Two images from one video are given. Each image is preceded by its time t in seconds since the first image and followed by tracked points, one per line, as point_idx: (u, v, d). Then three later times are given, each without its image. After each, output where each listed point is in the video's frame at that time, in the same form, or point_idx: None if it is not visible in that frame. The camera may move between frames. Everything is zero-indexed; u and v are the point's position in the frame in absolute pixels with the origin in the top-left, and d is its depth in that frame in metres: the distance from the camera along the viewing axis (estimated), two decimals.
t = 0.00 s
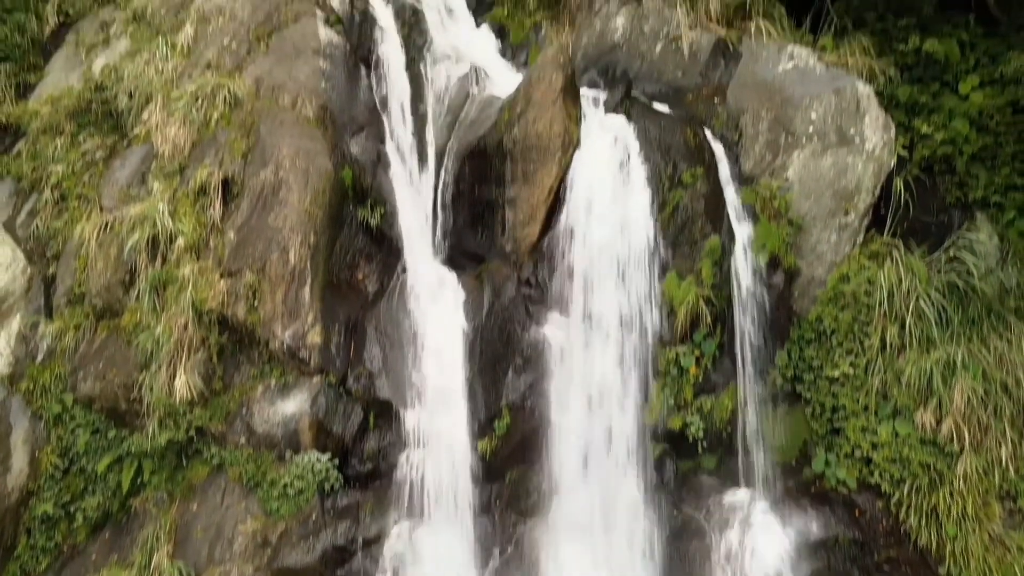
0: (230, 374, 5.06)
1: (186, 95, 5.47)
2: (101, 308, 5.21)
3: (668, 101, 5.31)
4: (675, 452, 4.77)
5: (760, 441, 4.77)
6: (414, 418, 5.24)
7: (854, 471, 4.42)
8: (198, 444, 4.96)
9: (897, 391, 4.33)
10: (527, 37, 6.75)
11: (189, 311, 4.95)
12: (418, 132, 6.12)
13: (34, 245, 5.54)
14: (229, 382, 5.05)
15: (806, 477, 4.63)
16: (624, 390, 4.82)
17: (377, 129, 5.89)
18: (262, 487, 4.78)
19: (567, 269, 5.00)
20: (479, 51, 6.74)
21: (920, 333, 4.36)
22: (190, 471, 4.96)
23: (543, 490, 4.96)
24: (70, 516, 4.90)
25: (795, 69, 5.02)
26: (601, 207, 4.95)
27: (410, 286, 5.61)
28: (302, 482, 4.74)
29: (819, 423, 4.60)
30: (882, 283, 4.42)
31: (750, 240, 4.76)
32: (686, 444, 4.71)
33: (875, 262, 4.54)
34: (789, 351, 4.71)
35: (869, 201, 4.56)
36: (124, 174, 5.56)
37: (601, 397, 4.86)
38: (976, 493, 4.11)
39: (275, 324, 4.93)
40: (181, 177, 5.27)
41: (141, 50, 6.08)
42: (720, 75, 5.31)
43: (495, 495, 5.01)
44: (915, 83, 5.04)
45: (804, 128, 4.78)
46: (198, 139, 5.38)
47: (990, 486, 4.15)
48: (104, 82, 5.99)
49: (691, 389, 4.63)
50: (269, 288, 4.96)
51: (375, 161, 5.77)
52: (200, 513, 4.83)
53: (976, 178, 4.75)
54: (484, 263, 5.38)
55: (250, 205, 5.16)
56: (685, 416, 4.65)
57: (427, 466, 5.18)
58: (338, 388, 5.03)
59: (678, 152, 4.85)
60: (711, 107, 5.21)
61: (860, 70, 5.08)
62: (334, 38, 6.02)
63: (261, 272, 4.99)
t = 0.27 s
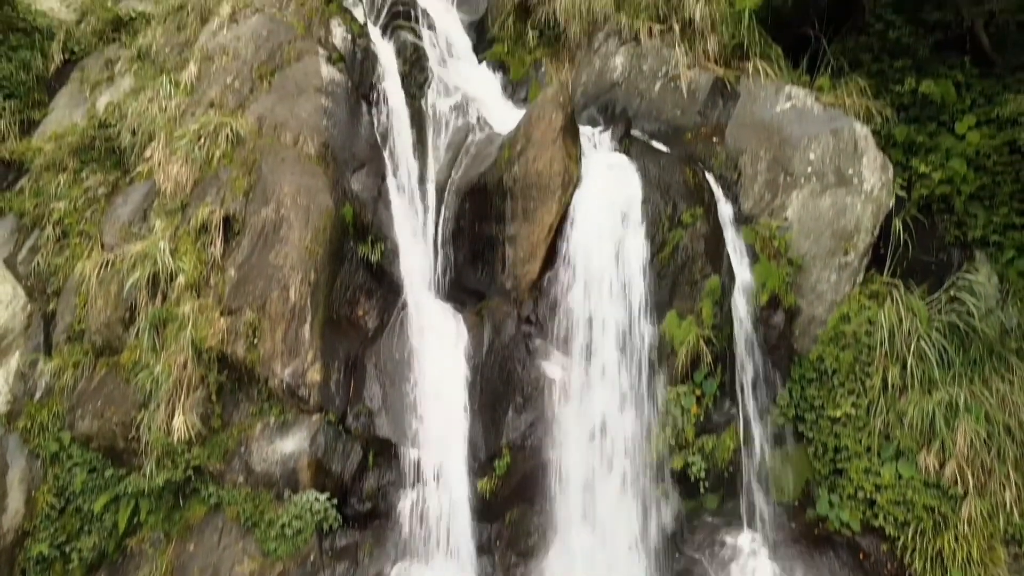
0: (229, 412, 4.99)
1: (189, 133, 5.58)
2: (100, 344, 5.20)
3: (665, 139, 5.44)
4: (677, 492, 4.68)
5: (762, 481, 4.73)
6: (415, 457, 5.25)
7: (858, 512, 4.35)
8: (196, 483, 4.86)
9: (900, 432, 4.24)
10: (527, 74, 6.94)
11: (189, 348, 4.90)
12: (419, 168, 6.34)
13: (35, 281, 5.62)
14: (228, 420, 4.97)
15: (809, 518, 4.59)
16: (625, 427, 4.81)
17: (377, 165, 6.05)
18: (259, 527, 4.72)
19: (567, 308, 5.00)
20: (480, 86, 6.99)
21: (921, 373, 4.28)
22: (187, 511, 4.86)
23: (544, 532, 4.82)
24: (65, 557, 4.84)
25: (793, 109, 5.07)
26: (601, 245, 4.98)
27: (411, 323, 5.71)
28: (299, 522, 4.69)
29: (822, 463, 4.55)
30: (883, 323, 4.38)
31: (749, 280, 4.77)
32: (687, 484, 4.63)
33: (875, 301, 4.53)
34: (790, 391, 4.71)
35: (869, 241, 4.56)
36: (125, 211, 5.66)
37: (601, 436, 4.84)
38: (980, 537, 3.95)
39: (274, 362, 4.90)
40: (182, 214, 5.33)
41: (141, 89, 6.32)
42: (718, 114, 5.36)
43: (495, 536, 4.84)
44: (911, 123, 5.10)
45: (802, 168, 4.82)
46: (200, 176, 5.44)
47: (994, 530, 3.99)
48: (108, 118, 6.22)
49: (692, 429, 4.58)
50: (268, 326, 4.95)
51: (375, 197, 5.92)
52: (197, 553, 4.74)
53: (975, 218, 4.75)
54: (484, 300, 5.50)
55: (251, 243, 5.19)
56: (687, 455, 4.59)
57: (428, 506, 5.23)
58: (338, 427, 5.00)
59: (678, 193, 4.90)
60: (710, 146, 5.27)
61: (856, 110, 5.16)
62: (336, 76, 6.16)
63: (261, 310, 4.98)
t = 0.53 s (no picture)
0: (228, 435, 4.95)
1: (190, 156, 5.65)
2: (100, 367, 5.21)
3: (665, 161, 5.47)
4: (677, 517, 4.64)
5: (763, 505, 4.66)
6: (415, 481, 5.23)
7: (859, 539, 4.27)
8: (194, 507, 4.81)
9: (901, 458, 4.15)
10: (527, 95, 7.01)
11: (189, 372, 4.88)
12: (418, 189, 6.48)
13: (35, 303, 5.69)
14: (227, 443, 4.92)
15: (811, 544, 4.51)
16: (625, 451, 4.77)
17: (378, 186, 6.20)
18: (258, 551, 4.65)
19: (568, 332, 5.01)
20: (480, 108, 7.14)
21: (922, 399, 4.21)
22: (186, 535, 4.80)
23: (545, 557, 4.77)
24: None
25: (792, 133, 5.10)
26: (602, 268, 4.98)
27: (411, 345, 5.74)
28: (299, 546, 4.62)
29: (823, 488, 4.47)
30: (884, 347, 4.31)
31: (750, 303, 4.69)
32: (688, 509, 4.59)
33: (876, 325, 4.50)
34: (791, 415, 4.62)
35: (869, 266, 4.56)
36: (125, 233, 5.67)
37: (602, 460, 4.82)
38: (983, 566, 3.81)
39: (274, 386, 4.86)
40: (183, 237, 5.38)
41: (142, 112, 6.46)
42: (718, 137, 5.40)
43: (495, 561, 4.80)
44: (910, 146, 5.14)
45: (802, 193, 4.83)
46: (200, 200, 5.52)
47: (997, 559, 3.82)
48: (109, 139, 6.39)
49: (692, 454, 4.52)
50: (268, 349, 4.93)
51: (376, 219, 6.02)
52: None
53: (975, 241, 4.76)
54: (484, 321, 5.53)
55: (251, 265, 5.20)
56: (687, 480, 4.53)
57: (427, 530, 5.16)
58: (338, 450, 4.97)
59: (678, 218, 4.89)
60: (710, 170, 5.28)
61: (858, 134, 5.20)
62: (336, 97, 6.29)
63: (260, 333, 4.98)
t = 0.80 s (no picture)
0: (228, 452, 4.93)
1: (189, 172, 5.65)
2: (99, 384, 5.20)
3: (667, 178, 5.53)
4: (677, 535, 4.64)
5: (764, 524, 4.65)
6: (413, 498, 5.21)
7: (860, 559, 4.26)
8: (193, 525, 4.79)
9: (901, 479, 4.12)
10: (527, 108, 7.02)
11: (188, 390, 4.87)
12: (418, 205, 6.51)
13: (35, 319, 5.70)
14: (226, 460, 4.91)
15: (812, 563, 4.50)
16: (626, 469, 4.76)
17: (378, 201, 6.23)
18: (258, 569, 4.61)
19: (567, 349, 5.00)
20: (481, 123, 7.19)
21: (923, 419, 4.18)
22: (185, 553, 4.79)
23: None
24: None
25: (791, 151, 5.10)
26: (603, 286, 4.99)
27: (411, 360, 5.74)
28: (298, 564, 4.59)
29: (823, 507, 4.48)
30: (884, 367, 4.29)
31: (749, 322, 4.72)
32: (687, 527, 4.60)
33: (876, 344, 4.49)
34: (791, 434, 4.65)
35: (869, 284, 4.54)
36: (125, 249, 5.67)
37: (602, 478, 4.80)
38: None
39: (273, 404, 4.86)
40: (182, 253, 5.38)
41: (142, 127, 6.48)
42: (718, 154, 5.43)
43: None
44: (910, 164, 5.15)
45: (801, 213, 4.82)
46: (200, 216, 5.53)
47: None
48: (109, 153, 6.41)
49: (692, 473, 4.51)
50: (268, 367, 4.92)
51: (375, 235, 6.06)
52: None
53: (974, 260, 4.77)
54: (484, 337, 5.54)
55: (251, 282, 5.20)
56: (687, 499, 4.51)
57: (427, 548, 5.13)
58: (337, 467, 4.96)
59: (678, 237, 4.89)
60: (710, 188, 5.33)
61: (856, 153, 5.21)
62: (336, 111, 6.34)
63: (260, 350, 4.97)
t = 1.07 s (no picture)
0: (227, 466, 4.92)
1: (189, 184, 5.66)
2: (98, 397, 5.20)
3: (666, 191, 5.54)
4: (677, 551, 4.59)
5: (763, 539, 4.63)
6: (412, 511, 5.21)
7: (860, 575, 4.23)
8: (193, 539, 4.75)
9: (901, 496, 4.11)
10: (527, 117, 7.02)
11: (188, 403, 4.87)
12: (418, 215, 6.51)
13: (34, 331, 5.70)
14: (226, 473, 4.90)
15: None
16: (625, 486, 4.71)
17: (378, 212, 6.25)
18: None
19: (567, 363, 5.01)
20: (482, 132, 7.20)
21: (923, 436, 4.17)
22: (184, 567, 4.73)
23: None
24: None
25: (791, 165, 5.10)
26: (602, 300, 4.98)
27: (411, 372, 5.75)
28: None
29: (823, 522, 4.44)
30: (884, 383, 4.29)
31: (749, 336, 4.71)
32: (687, 542, 4.56)
33: (876, 360, 4.48)
34: (791, 449, 4.62)
35: (869, 299, 4.53)
36: (125, 260, 5.67)
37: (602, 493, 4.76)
38: None
39: (273, 418, 4.85)
40: (182, 266, 5.38)
41: (142, 137, 6.48)
42: (718, 166, 5.44)
43: None
44: (909, 177, 5.15)
45: (801, 228, 4.82)
46: (200, 229, 5.53)
47: None
48: (109, 163, 6.40)
49: (692, 488, 4.50)
50: (267, 381, 4.92)
51: (375, 245, 6.07)
52: None
53: (974, 274, 4.77)
54: (484, 348, 5.56)
55: (251, 295, 5.20)
56: (687, 514, 4.50)
57: (427, 561, 5.17)
58: (337, 481, 4.95)
59: (678, 252, 4.89)
60: (710, 202, 5.33)
61: (856, 167, 5.22)
62: (336, 122, 6.37)
63: (259, 364, 4.96)
